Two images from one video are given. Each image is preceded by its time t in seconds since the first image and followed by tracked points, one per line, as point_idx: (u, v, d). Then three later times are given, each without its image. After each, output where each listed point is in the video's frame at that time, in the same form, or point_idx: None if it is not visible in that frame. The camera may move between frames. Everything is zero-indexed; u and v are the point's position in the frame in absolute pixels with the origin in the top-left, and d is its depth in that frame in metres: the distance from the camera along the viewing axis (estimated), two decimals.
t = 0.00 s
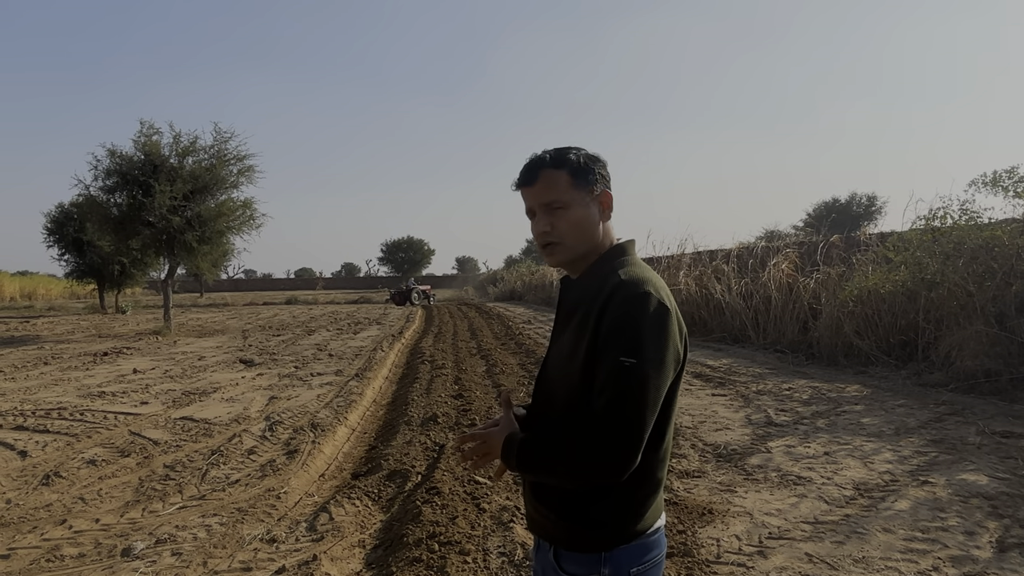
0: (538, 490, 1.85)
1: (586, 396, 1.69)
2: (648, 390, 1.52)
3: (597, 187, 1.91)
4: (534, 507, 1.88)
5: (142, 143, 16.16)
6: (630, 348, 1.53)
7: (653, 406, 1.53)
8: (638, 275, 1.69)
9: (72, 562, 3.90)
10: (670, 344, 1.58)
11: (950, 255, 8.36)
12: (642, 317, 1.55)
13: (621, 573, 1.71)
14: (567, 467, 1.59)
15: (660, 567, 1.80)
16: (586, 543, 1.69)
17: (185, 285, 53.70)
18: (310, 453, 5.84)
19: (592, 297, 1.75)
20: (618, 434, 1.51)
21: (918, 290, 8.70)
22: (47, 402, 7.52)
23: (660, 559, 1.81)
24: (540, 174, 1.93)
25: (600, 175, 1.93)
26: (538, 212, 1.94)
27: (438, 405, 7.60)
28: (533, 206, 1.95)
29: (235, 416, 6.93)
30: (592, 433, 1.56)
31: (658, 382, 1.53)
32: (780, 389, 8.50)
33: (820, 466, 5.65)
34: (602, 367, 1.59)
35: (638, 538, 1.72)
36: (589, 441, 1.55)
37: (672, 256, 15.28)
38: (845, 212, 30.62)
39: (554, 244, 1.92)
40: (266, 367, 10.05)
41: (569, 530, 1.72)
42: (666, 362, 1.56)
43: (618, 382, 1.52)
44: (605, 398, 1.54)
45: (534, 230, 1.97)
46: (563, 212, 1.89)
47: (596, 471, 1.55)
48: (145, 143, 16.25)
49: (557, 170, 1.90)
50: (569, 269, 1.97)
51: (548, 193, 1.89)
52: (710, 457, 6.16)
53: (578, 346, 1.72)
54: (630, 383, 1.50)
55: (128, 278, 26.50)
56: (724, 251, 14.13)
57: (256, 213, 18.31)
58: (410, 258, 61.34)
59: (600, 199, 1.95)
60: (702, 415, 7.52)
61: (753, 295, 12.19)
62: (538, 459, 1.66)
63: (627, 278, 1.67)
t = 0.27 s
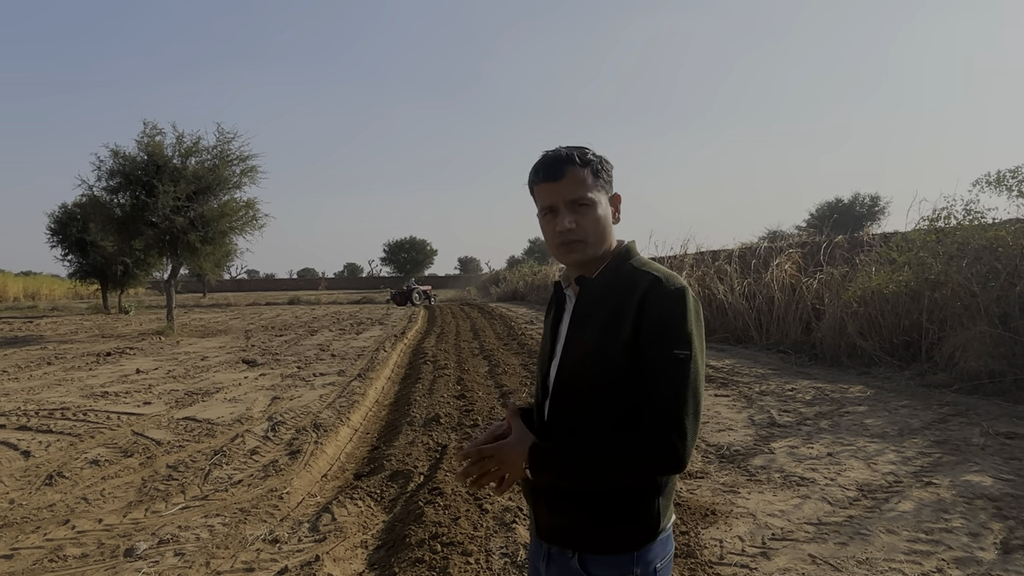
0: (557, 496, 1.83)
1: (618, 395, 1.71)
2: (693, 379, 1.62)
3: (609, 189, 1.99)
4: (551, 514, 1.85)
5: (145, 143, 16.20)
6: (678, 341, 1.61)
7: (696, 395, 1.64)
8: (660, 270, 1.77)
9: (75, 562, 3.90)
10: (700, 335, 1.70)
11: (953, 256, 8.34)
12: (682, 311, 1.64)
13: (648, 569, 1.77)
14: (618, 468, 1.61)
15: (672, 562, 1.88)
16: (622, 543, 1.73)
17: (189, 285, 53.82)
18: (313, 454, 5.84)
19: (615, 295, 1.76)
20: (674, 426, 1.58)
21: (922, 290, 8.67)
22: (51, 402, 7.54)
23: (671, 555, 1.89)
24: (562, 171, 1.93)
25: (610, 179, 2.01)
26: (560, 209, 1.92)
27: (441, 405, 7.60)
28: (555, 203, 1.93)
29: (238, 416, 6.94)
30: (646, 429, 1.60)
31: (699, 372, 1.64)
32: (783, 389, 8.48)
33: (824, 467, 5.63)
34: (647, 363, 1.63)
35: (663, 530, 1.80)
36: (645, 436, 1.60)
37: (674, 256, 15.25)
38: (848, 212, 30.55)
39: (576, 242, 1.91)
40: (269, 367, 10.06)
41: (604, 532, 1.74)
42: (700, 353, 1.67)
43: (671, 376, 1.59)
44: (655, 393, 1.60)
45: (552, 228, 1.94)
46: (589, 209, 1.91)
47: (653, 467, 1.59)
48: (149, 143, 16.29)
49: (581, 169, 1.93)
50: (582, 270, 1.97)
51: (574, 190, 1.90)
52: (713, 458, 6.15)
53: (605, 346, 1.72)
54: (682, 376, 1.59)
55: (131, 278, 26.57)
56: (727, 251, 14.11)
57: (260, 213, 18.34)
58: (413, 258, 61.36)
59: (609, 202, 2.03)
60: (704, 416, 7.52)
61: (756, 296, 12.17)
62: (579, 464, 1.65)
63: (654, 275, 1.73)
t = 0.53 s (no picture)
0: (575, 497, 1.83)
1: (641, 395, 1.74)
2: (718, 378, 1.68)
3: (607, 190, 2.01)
4: (568, 517, 1.85)
5: (150, 145, 16.26)
6: (704, 340, 1.67)
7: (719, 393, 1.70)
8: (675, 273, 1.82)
9: (79, 562, 3.91)
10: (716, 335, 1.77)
11: (959, 258, 8.30)
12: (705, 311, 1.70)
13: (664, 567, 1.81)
14: (651, 468, 1.62)
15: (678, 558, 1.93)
16: (645, 542, 1.76)
17: (193, 287, 53.99)
18: (317, 455, 5.84)
19: (633, 296, 1.79)
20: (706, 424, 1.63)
21: (927, 291, 8.59)
22: (55, 403, 7.56)
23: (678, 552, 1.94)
24: (560, 174, 1.94)
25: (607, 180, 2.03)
26: (560, 211, 1.93)
27: (444, 407, 7.60)
28: (554, 206, 1.93)
29: (242, 418, 6.94)
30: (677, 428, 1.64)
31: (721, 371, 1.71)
32: (788, 391, 8.45)
33: (828, 469, 5.60)
34: (676, 363, 1.67)
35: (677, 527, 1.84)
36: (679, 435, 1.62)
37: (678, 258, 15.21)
38: (853, 213, 30.47)
39: (577, 243, 1.91)
40: (273, 368, 10.07)
41: (628, 532, 1.75)
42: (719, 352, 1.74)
43: (702, 374, 1.64)
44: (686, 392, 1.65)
45: (552, 230, 1.95)
46: (588, 210, 1.92)
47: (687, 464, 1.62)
48: (154, 145, 16.35)
49: (579, 170, 1.94)
50: (584, 272, 1.97)
51: (573, 192, 1.91)
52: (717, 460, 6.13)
53: (629, 347, 1.74)
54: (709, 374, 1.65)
55: (136, 280, 26.67)
56: (731, 252, 14.09)
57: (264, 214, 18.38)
58: (417, 259, 61.43)
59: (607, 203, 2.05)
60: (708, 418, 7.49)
61: (760, 297, 12.14)
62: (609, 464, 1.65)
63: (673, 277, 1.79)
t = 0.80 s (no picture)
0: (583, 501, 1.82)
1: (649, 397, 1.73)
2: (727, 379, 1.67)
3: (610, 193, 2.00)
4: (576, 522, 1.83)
5: (158, 150, 16.35)
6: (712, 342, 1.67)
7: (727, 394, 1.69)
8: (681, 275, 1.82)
9: (86, 567, 3.91)
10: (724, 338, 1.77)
11: (967, 262, 8.19)
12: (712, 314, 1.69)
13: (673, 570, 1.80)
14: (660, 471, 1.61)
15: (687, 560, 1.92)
16: (656, 546, 1.74)
17: (200, 291, 54.23)
18: (323, 459, 5.84)
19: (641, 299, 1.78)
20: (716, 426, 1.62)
21: (936, 296, 8.54)
22: (63, 407, 7.59)
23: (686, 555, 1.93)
24: (563, 178, 1.93)
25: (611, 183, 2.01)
26: (563, 215, 1.92)
27: (450, 411, 7.59)
28: (557, 210, 1.92)
29: (249, 422, 6.95)
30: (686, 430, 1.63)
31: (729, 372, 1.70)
32: (795, 396, 8.40)
33: (837, 475, 5.56)
34: (684, 365, 1.66)
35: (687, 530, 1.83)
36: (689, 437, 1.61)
37: (684, 262, 15.17)
38: (860, 217, 30.37)
39: (581, 247, 1.90)
40: (279, 373, 10.09)
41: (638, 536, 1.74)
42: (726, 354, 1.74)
43: (710, 375, 1.63)
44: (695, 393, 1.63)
45: (555, 234, 1.94)
46: (591, 214, 1.90)
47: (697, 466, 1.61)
48: (161, 150, 16.44)
49: (582, 175, 1.92)
50: (588, 276, 1.96)
51: (576, 196, 1.90)
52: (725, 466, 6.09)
53: (636, 350, 1.73)
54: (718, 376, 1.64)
55: (144, 285, 26.80)
56: (738, 256, 14.04)
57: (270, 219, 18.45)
58: (423, 264, 61.51)
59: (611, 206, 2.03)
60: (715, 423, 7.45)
61: (767, 302, 12.09)
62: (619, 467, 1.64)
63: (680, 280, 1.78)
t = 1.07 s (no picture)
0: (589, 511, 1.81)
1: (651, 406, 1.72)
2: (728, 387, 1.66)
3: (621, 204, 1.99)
4: (582, 532, 1.82)
5: (166, 160, 16.47)
6: (713, 350, 1.66)
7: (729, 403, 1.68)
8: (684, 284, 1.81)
9: None
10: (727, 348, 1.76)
11: (976, 270, 8.15)
12: (714, 323, 1.69)
13: None
14: (661, 479, 1.61)
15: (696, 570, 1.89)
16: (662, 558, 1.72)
17: (208, 299, 54.49)
18: (329, 468, 5.82)
19: (644, 307, 1.78)
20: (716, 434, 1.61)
21: (945, 305, 8.50)
22: (72, 415, 7.61)
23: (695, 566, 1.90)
24: (574, 187, 1.93)
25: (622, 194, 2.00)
26: (572, 225, 1.92)
27: (456, 420, 7.57)
28: (566, 220, 1.92)
29: (256, 430, 6.95)
30: (686, 437, 1.62)
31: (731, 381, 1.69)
32: (803, 405, 8.33)
33: (846, 485, 5.50)
34: (684, 374, 1.66)
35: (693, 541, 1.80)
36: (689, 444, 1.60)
37: (691, 270, 15.13)
38: (867, 225, 30.26)
39: (589, 257, 1.89)
40: (285, 381, 10.10)
41: (642, 547, 1.72)
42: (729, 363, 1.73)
43: (710, 384, 1.62)
44: (695, 402, 1.63)
45: (564, 243, 1.93)
46: (600, 224, 1.90)
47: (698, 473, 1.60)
48: (170, 160, 16.56)
49: (592, 184, 1.92)
50: (596, 285, 1.96)
51: (586, 205, 1.90)
52: (733, 476, 6.04)
53: (638, 358, 1.72)
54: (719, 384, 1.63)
55: (152, 293, 26.93)
56: (744, 265, 14.00)
57: (278, 228, 18.52)
58: (429, 272, 61.61)
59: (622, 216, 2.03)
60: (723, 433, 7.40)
61: (774, 311, 12.04)
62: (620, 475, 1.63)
63: (682, 289, 1.78)
